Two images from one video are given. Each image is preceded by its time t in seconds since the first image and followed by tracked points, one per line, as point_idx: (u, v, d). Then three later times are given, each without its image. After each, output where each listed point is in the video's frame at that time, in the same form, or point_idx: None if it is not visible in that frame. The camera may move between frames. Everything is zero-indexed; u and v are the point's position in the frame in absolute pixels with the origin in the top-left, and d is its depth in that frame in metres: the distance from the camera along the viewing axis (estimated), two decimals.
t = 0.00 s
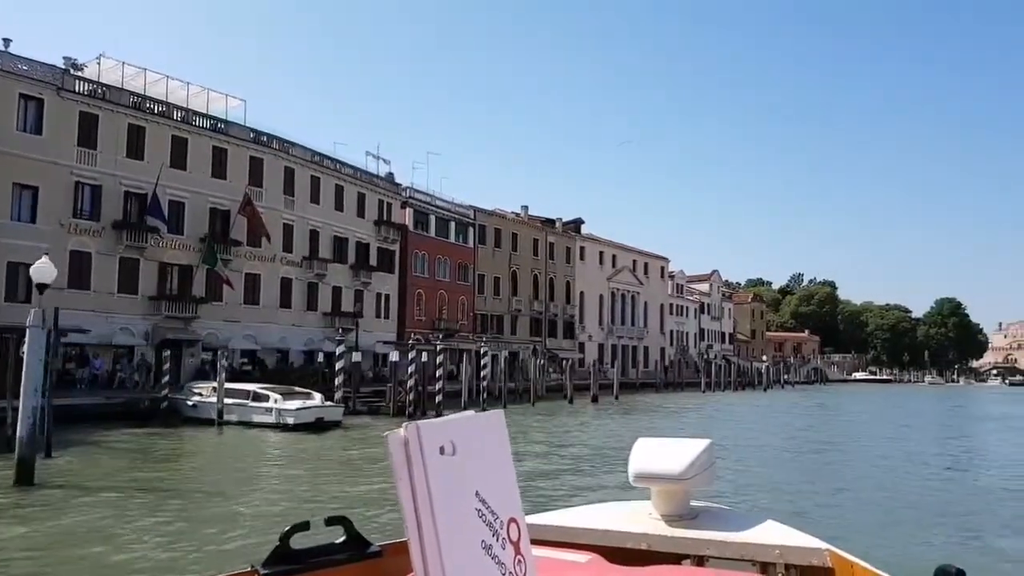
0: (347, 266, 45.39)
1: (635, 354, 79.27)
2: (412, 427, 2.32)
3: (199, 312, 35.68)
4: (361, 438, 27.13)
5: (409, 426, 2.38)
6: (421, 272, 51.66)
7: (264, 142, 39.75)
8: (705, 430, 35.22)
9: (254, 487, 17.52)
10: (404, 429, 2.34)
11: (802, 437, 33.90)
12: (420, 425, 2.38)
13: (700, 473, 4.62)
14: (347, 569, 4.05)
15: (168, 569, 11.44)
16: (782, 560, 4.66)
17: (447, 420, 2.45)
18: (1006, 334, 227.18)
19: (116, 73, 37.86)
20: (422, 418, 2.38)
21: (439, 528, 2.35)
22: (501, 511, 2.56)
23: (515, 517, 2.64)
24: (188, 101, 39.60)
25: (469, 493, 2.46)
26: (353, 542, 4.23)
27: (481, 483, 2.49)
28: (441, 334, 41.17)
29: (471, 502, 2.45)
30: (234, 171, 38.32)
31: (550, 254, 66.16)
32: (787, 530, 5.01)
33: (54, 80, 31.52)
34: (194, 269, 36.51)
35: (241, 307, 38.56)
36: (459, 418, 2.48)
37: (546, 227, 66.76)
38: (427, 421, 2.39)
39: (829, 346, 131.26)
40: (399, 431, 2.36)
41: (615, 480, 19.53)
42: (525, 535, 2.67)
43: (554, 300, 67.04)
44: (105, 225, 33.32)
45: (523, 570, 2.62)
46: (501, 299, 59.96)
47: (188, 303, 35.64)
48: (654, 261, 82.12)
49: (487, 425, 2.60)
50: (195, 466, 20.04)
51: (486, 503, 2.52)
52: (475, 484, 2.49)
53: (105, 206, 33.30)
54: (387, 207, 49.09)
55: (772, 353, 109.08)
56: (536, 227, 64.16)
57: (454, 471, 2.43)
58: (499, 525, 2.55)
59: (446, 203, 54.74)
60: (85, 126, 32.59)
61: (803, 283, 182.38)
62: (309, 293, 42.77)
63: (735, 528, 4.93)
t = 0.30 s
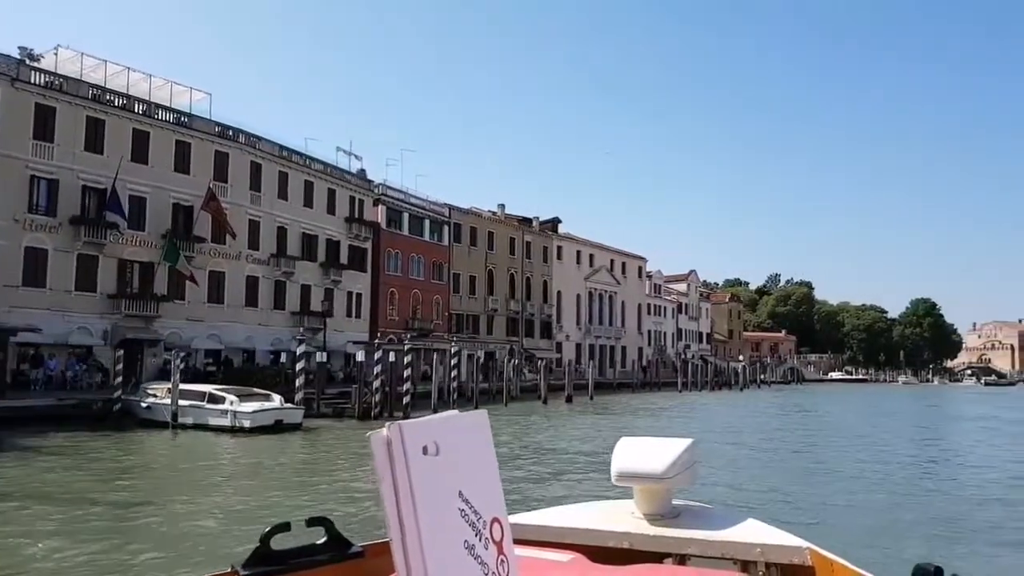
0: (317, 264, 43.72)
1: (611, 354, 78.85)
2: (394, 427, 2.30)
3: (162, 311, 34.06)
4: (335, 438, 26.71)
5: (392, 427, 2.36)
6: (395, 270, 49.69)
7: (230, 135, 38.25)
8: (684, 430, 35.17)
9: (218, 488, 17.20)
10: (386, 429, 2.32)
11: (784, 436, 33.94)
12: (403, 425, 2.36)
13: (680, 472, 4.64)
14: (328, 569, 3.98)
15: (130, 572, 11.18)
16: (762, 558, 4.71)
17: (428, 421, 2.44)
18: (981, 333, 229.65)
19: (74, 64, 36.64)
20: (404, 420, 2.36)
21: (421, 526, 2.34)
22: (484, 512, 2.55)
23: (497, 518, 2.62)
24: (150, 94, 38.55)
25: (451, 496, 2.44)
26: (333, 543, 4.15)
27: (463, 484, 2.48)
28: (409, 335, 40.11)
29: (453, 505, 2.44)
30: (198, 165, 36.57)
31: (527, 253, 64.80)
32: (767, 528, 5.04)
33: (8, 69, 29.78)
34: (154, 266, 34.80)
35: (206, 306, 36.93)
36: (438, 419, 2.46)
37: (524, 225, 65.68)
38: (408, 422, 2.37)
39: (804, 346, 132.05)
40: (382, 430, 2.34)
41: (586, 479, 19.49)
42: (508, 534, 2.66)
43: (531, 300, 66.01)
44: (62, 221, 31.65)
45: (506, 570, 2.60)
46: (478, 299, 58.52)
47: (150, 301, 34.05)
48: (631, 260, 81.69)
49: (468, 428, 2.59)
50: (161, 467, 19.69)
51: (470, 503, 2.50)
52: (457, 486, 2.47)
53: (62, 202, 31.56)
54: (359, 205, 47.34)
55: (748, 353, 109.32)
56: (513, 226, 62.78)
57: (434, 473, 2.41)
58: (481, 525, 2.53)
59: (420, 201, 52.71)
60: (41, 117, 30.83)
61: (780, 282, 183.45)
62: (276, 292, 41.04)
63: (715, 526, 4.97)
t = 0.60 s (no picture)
0: (286, 262, 42.34)
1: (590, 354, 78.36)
2: (377, 426, 2.28)
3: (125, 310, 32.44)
4: (308, 439, 26.31)
5: (376, 426, 2.34)
6: (367, 269, 48.54)
7: (196, 130, 36.85)
8: (665, 430, 35.06)
9: (180, 492, 16.87)
10: (370, 429, 2.30)
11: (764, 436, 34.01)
12: (386, 424, 2.34)
13: (662, 471, 4.63)
14: (310, 569, 3.95)
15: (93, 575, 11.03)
16: (744, 557, 4.69)
17: (413, 419, 2.41)
18: (954, 332, 232.64)
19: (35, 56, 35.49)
20: (388, 419, 2.33)
21: (405, 528, 2.32)
22: (468, 512, 2.52)
23: (481, 517, 2.60)
24: (114, 86, 37.83)
25: (435, 495, 2.41)
26: (315, 543, 4.12)
27: (447, 483, 2.45)
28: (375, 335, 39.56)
29: (438, 504, 2.41)
30: (162, 160, 35.31)
31: (503, 252, 64.15)
32: (750, 527, 5.03)
33: None
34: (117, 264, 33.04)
35: (170, 303, 35.56)
36: (424, 418, 2.44)
37: (500, 223, 64.88)
38: (393, 421, 2.34)
39: (784, 345, 132.28)
40: (365, 431, 2.31)
41: (555, 480, 19.44)
42: (492, 534, 2.63)
43: (509, 299, 65.43)
44: (20, 217, 30.13)
45: (490, 571, 2.57)
46: (454, 298, 57.68)
47: (112, 299, 32.45)
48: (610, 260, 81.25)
49: (453, 428, 2.57)
50: (124, 471, 19.31)
51: (453, 503, 2.48)
52: (441, 485, 2.44)
53: (20, 197, 30.06)
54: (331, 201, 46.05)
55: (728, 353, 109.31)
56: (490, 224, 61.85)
57: (418, 473, 2.39)
58: (465, 525, 2.51)
59: (395, 198, 51.63)
60: None
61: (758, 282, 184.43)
62: (245, 289, 39.74)
63: (698, 525, 4.96)
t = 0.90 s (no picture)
0: (257, 260, 41.35)
1: (572, 353, 77.83)
2: (361, 427, 2.23)
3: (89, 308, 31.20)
4: (278, 442, 25.80)
5: (362, 427, 2.29)
6: (342, 266, 47.86)
7: (165, 124, 35.80)
8: (648, 430, 34.93)
9: (140, 498, 16.45)
10: (354, 430, 2.26)
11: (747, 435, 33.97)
12: (369, 425, 2.30)
13: (649, 470, 4.63)
14: (295, 570, 3.82)
15: None
16: (728, 556, 4.73)
17: (398, 420, 2.37)
18: (934, 333, 235.57)
19: None
20: (372, 420, 2.29)
21: (388, 530, 2.27)
22: (452, 511, 2.48)
23: (466, 518, 2.55)
24: (79, 78, 36.93)
25: (419, 495, 2.37)
26: (299, 545, 4.00)
27: (432, 483, 2.41)
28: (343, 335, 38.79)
29: (422, 505, 2.37)
30: (129, 155, 34.26)
31: (481, 250, 63.76)
32: (733, 525, 5.07)
33: None
34: (79, 261, 32.01)
35: (135, 303, 34.44)
36: (408, 418, 2.39)
37: (480, 223, 64.08)
38: (377, 422, 2.30)
39: (767, 346, 132.47)
40: (350, 431, 2.27)
41: (526, 480, 19.29)
42: (476, 535, 2.59)
43: (488, 299, 64.71)
44: None
45: (476, 571, 2.54)
46: (432, 297, 57.23)
47: (74, 297, 31.16)
48: (591, 259, 80.83)
49: (438, 430, 2.52)
50: (86, 476, 19.00)
51: (438, 503, 2.43)
52: (425, 486, 2.40)
53: None
54: (303, 199, 45.11)
55: (710, 353, 109.26)
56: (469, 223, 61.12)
57: (402, 475, 2.34)
58: (449, 527, 2.46)
59: (371, 196, 51.04)
60: None
61: (740, 283, 185.37)
62: (214, 289, 38.67)
63: (682, 525, 4.99)
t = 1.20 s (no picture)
0: (232, 257, 40.16)
1: (556, 353, 77.00)
2: (347, 428, 2.20)
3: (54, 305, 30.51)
4: (250, 444, 25.37)
5: (349, 428, 2.26)
6: (320, 265, 46.68)
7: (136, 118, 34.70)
8: (634, 430, 34.73)
9: (100, 502, 16.12)
10: (342, 430, 2.22)
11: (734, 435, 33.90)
12: (357, 425, 2.26)
13: (636, 470, 4.63)
14: (282, 571, 3.72)
15: None
16: (715, 556, 4.72)
17: (384, 421, 2.33)
18: (917, 331, 237.59)
19: None
20: (359, 420, 2.25)
21: (374, 528, 2.23)
22: (440, 512, 2.45)
23: (454, 518, 2.52)
24: (45, 70, 36.05)
25: (407, 496, 2.33)
26: (286, 546, 3.90)
27: (420, 483, 2.38)
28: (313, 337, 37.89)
29: (410, 506, 2.33)
30: (98, 149, 33.04)
31: (465, 249, 62.54)
32: (721, 526, 5.06)
33: None
34: (46, 258, 31.27)
35: (103, 301, 33.11)
36: (396, 417, 2.36)
37: (463, 220, 63.06)
38: (365, 423, 2.27)
39: (749, 346, 132.43)
40: (335, 432, 2.24)
41: (499, 481, 19.18)
42: (464, 535, 2.56)
43: (470, 298, 63.38)
44: None
45: (464, 572, 2.50)
46: (414, 297, 55.76)
47: (39, 295, 30.28)
48: (575, 258, 80.13)
49: (427, 429, 2.49)
50: (48, 479, 18.66)
51: (427, 504, 2.40)
52: (413, 485, 2.37)
53: None
54: (280, 195, 44.05)
55: (693, 353, 108.95)
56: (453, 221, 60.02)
57: (388, 475, 2.30)
58: (438, 527, 2.43)
59: (351, 192, 49.77)
60: None
61: (724, 283, 185.85)
62: (185, 286, 37.52)
63: (670, 524, 4.98)
